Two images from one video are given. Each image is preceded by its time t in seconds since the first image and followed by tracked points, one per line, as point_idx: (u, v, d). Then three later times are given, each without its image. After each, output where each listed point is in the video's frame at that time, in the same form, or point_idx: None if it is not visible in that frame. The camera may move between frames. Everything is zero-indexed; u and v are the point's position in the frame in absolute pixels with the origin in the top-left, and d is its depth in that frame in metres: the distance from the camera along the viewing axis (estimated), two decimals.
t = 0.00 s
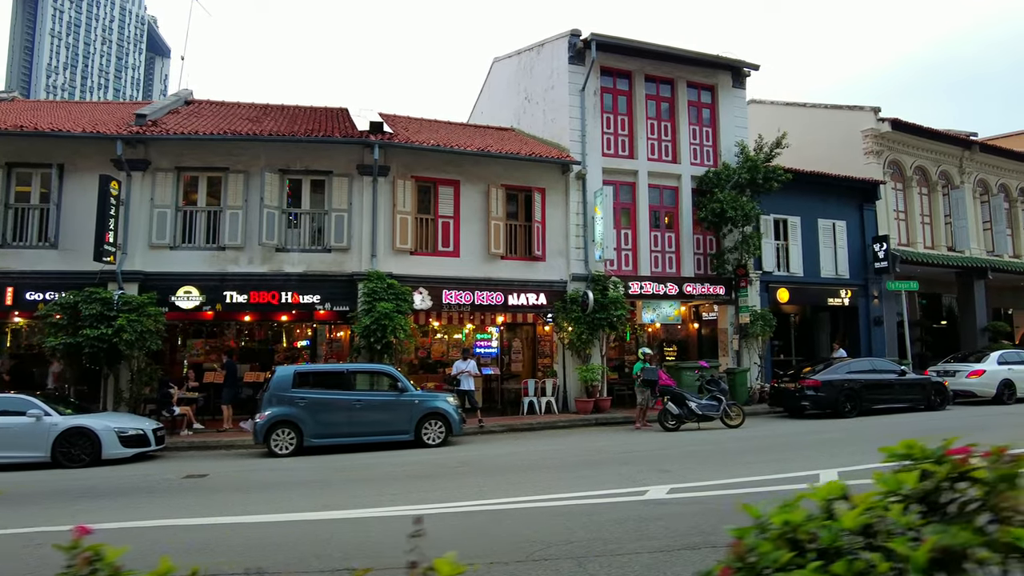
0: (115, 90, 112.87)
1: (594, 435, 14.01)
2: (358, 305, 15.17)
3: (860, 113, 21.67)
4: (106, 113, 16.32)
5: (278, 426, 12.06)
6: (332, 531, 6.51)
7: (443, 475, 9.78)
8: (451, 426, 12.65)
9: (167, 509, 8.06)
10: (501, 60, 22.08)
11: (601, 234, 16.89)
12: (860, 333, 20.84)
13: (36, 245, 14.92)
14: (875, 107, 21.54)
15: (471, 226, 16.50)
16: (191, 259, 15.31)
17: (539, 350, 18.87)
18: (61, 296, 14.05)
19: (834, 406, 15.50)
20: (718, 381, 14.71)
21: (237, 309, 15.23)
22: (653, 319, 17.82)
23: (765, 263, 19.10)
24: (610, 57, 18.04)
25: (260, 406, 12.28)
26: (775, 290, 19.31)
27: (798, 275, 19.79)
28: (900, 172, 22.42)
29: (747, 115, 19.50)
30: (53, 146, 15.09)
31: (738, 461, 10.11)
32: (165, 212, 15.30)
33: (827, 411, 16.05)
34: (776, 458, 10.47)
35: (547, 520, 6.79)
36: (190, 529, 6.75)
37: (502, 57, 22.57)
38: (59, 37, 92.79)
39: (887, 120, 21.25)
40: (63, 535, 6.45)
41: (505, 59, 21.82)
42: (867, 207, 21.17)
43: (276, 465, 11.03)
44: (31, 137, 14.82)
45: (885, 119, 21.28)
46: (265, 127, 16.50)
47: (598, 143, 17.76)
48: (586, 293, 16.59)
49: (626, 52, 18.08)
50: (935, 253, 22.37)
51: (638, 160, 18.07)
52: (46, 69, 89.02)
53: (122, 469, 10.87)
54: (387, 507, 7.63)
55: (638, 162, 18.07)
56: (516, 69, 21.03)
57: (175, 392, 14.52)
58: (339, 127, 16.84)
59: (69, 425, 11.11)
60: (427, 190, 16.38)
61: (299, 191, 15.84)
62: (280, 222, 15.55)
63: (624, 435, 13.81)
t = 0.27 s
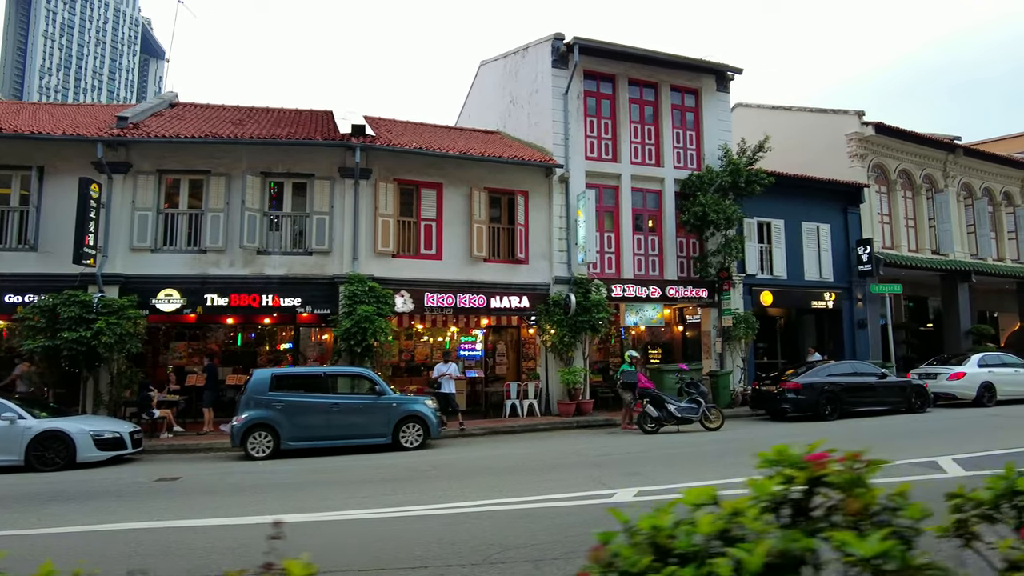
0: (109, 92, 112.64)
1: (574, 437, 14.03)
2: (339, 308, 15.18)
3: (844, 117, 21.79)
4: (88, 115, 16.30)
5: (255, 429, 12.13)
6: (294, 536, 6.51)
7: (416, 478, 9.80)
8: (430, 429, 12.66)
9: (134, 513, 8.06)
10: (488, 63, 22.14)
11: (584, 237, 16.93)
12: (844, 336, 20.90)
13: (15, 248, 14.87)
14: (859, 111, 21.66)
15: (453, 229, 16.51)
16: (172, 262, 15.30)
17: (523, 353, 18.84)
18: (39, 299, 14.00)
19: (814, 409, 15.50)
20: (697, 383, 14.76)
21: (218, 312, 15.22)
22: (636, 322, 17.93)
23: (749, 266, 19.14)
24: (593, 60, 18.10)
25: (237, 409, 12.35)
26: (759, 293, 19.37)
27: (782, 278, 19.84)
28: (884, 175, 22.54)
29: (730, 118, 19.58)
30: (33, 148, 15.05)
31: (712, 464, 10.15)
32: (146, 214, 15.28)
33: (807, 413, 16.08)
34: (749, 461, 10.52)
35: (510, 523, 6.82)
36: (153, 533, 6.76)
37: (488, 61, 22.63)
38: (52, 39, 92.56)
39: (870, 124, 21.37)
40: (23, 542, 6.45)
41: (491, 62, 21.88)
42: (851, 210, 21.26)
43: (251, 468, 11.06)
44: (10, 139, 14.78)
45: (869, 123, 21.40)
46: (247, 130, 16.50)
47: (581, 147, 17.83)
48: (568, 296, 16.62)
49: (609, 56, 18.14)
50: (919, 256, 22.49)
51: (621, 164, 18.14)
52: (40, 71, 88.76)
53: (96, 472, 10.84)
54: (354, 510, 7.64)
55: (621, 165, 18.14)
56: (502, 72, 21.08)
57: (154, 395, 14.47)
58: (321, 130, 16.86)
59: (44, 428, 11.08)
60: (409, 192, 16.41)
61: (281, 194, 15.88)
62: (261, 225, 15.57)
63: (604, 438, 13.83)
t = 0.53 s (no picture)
0: (103, 94, 112.39)
1: (556, 443, 13.99)
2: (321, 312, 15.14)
3: (830, 122, 21.87)
4: (70, 119, 16.25)
5: (232, 435, 12.10)
6: (256, 543, 6.47)
7: (390, 484, 9.75)
8: (409, 435, 12.62)
9: (101, 519, 8.00)
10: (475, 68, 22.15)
11: (568, 241, 16.93)
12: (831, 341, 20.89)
13: None
14: (846, 116, 21.73)
15: (437, 233, 16.48)
16: (154, 266, 15.23)
17: (509, 357, 18.79)
18: (18, 304, 13.92)
19: (798, 414, 15.42)
20: (679, 389, 14.75)
21: (199, 316, 15.17)
22: (621, 327, 17.88)
23: (734, 270, 19.15)
24: (578, 65, 18.11)
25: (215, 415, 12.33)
26: (745, 297, 19.38)
27: (768, 282, 19.84)
28: (871, 180, 22.60)
29: (716, 123, 19.61)
30: (13, 152, 14.98)
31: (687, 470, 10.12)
32: (127, 219, 15.21)
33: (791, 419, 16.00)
34: (726, 468, 10.50)
35: (475, 530, 6.78)
36: (114, 540, 6.70)
37: (476, 65, 22.64)
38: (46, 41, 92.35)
39: (856, 129, 21.43)
40: None
41: (478, 67, 21.90)
42: (837, 214, 21.29)
43: (226, 474, 11.02)
44: None
45: (855, 128, 21.47)
46: (231, 134, 16.47)
47: (566, 152, 17.83)
48: (552, 300, 16.60)
49: (594, 61, 18.16)
50: (905, 261, 22.54)
51: (606, 168, 18.15)
52: (33, 73, 88.55)
53: (70, 478, 10.76)
54: (321, 518, 7.59)
55: (606, 170, 18.15)
56: (489, 77, 21.10)
57: (134, 399, 14.38)
58: (305, 134, 16.83)
59: (18, 434, 11.00)
60: (393, 197, 16.38)
61: (263, 199, 15.86)
62: (243, 229, 15.55)
63: (585, 443, 13.80)
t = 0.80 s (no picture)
0: (100, 91, 112.13)
1: (541, 441, 13.96)
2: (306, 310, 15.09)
3: (821, 121, 21.83)
4: (55, 115, 16.16)
5: (214, 432, 12.04)
6: (223, 543, 6.42)
7: (368, 483, 9.71)
8: (391, 433, 12.59)
9: (73, 518, 7.95)
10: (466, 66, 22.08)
11: (555, 239, 16.88)
12: (820, 340, 20.85)
13: None
14: (837, 115, 21.70)
15: (424, 231, 16.42)
16: (138, 263, 15.16)
17: (497, 355, 18.72)
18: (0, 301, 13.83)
19: (784, 413, 15.37)
20: (665, 387, 14.72)
21: (184, 314, 15.11)
22: (609, 326, 17.75)
23: (723, 269, 19.12)
24: (567, 63, 18.05)
25: (196, 412, 12.26)
26: (734, 296, 19.35)
27: (757, 281, 19.80)
28: (862, 179, 22.57)
29: (706, 122, 19.56)
30: None
31: (668, 469, 10.08)
32: (112, 216, 15.14)
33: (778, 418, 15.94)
34: (707, 467, 10.47)
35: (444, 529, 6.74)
36: (82, 540, 6.65)
37: (467, 63, 22.57)
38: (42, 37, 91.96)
39: (847, 128, 21.40)
40: None
41: (468, 65, 21.82)
42: (828, 213, 21.25)
43: (206, 472, 10.98)
44: None
45: (845, 127, 21.44)
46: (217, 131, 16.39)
47: (554, 150, 17.77)
48: (540, 299, 16.56)
49: (583, 59, 18.10)
50: (896, 260, 22.52)
51: (595, 167, 18.11)
52: (29, 70, 88.17)
53: (48, 477, 10.69)
54: (293, 517, 7.55)
55: (595, 168, 18.10)
56: (479, 75, 21.02)
57: (118, 397, 14.31)
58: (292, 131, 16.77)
59: None
60: (379, 194, 16.32)
61: (248, 196, 15.82)
62: (229, 226, 15.51)
63: (570, 442, 13.77)
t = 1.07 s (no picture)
0: (96, 87, 111.78)
1: (525, 440, 13.93)
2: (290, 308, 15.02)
3: (812, 120, 21.79)
4: (39, 111, 16.05)
5: (194, 431, 11.97)
6: (189, 544, 6.36)
7: (346, 482, 9.66)
8: (374, 432, 12.55)
9: (43, 517, 7.88)
10: (456, 63, 21.99)
11: (543, 238, 16.82)
12: (810, 340, 20.83)
13: None
14: (828, 114, 21.66)
15: (410, 229, 16.34)
16: (122, 261, 15.07)
17: (485, 354, 18.66)
18: None
19: (770, 413, 15.34)
20: (650, 387, 14.69)
21: (168, 312, 15.02)
22: (597, 324, 17.76)
23: (712, 268, 19.09)
24: (556, 61, 17.97)
25: (177, 411, 12.19)
26: (723, 295, 19.32)
27: (746, 280, 19.76)
28: (853, 178, 22.54)
29: (695, 121, 19.51)
30: None
31: (647, 469, 10.04)
32: (96, 213, 15.05)
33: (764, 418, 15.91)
34: (687, 467, 10.44)
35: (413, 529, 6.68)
36: (47, 540, 6.59)
37: (457, 60, 22.48)
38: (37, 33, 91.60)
39: (838, 127, 21.37)
40: None
41: (459, 62, 21.73)
42: (818, 213, 21.22)
43: (185, 471, 10.92)
44: None
45: (836, 126, 21.40)
46: (202, 128, 16.30)
47: (542, 148, 17.71)
48: (527, 297, 16.50)
49: (572, 57, 18.02)
50: (886, 259, 22.51)
51: (584, 165, 18.05)
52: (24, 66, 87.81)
53: (25, 476, 10.62)
54: (264, 517, 7.49)
55: (583, 167, 18.05)
56: (469, 72, 20.93)
57: (100, 395, 14.23)
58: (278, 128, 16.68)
59: None
60: (366, 192, 16.25)
61: (234, 193, 15.75)
62: (213, 224, 15.43)
63: (554, 441, 13.74)
